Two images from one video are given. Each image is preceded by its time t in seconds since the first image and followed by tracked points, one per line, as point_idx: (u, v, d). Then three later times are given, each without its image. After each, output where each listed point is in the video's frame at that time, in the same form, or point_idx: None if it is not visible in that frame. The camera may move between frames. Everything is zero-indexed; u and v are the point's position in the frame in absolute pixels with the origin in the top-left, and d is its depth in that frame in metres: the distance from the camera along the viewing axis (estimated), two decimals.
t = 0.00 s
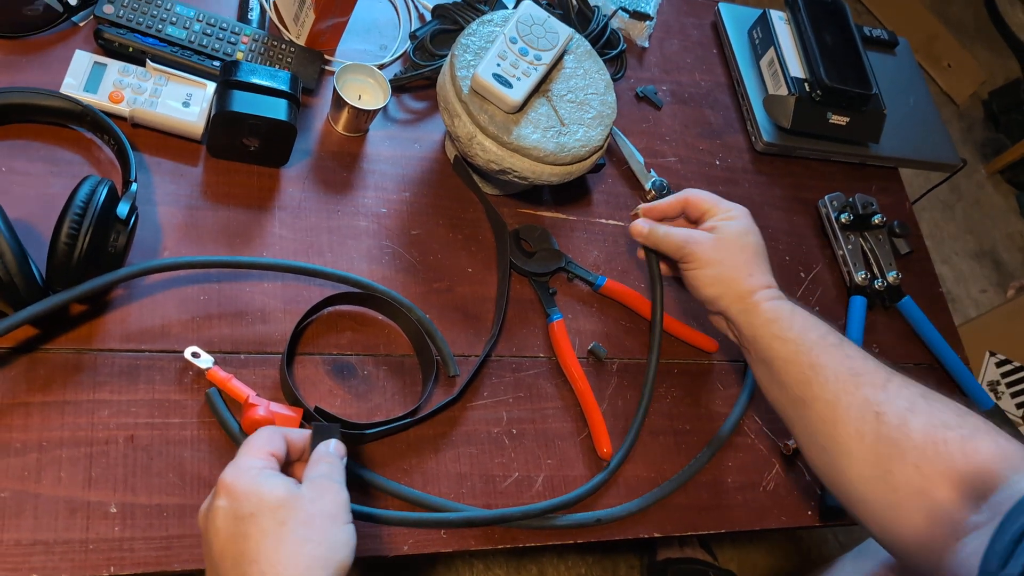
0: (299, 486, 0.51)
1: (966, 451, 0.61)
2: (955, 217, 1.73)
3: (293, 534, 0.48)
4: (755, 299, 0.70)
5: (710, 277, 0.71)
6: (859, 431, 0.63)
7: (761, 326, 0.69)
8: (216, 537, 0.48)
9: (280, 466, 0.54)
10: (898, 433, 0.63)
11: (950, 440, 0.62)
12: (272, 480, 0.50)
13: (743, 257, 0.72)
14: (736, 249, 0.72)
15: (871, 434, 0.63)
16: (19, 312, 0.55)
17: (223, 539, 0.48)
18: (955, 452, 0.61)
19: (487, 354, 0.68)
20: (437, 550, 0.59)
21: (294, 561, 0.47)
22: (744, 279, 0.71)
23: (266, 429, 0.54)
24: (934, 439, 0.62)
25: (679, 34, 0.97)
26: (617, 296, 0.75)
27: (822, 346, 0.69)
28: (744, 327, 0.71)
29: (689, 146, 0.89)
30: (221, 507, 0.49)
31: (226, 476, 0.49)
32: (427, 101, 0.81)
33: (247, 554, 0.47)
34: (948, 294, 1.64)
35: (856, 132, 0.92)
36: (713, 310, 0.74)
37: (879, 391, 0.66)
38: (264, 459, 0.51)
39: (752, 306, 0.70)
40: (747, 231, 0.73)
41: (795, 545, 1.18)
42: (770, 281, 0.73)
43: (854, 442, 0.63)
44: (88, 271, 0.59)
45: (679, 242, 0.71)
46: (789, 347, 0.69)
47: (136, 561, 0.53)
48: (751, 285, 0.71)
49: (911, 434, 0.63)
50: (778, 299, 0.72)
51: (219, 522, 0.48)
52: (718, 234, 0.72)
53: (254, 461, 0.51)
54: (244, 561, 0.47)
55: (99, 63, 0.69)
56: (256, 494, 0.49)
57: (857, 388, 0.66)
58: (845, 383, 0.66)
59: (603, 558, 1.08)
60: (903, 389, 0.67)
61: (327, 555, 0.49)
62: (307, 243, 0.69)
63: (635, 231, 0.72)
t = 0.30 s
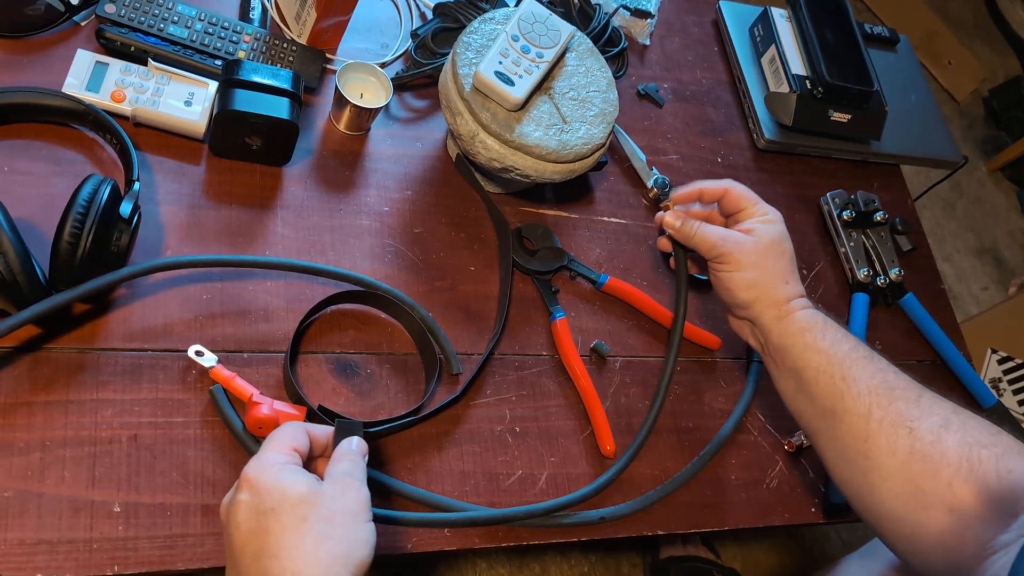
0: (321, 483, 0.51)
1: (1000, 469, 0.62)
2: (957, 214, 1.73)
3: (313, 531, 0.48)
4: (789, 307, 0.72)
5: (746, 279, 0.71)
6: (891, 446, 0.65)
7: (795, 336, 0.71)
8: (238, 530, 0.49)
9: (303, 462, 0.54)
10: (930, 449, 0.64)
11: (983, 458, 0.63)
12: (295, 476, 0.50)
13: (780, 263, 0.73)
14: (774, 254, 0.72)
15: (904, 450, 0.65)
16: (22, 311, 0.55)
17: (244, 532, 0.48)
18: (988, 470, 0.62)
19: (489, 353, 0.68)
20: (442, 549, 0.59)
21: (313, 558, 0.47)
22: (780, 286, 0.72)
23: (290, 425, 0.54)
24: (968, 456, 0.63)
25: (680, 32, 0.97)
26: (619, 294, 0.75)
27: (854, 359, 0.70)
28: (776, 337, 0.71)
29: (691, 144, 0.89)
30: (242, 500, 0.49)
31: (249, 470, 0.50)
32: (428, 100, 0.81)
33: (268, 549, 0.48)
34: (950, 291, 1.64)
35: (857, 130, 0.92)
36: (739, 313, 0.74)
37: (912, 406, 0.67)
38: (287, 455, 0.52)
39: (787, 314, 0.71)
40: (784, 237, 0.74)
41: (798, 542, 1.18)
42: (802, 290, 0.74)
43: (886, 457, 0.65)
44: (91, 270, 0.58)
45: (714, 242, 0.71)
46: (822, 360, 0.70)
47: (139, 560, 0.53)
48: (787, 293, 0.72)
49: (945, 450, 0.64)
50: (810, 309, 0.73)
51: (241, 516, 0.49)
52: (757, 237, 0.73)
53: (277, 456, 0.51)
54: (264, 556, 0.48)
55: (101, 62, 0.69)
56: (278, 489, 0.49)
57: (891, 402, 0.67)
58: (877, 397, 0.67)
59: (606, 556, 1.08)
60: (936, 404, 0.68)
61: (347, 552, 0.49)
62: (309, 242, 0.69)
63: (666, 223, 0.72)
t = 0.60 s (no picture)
0: (320, 481, 0.51)
1: (1004, 469, 0.61)
2: (957, 212, 1.73)
3: (313, 529, 0.48)
4: (791, 310, 0.71)
5: (746, 284, 0.71)
6: (894, 446, 0.65)
7: (797, 338, 0.70)
8: (237, 528, 0.48)
9: (302, 460, 0.54)
10: (933, 449, 0.64)
11: (988, 457, 0.63)
12: (293, 474, 0.50)
13: (781, 267, 0.72)
14: (775, 258, 0.71)
15: (906, 449, 0.65)
16: (19, 311, 0.55)
17: (244, 531, 0.48)
18: (992, 470, 0.62)
19: (488, 352, 0.68)
20: (441, 549, 0.59)
21: (313, 557, 0.47)
22: (781, 290, 0.71)
23: (290, 422, 0.54)
24: (972, 456, 0.63)
25: (679, 30, 0.97)
26: (619, 293, 0.75)
27: (858, 358, 0.70)
28: (778, 338, 0.71)
29: (690, 142, 0.89)
30: (241, 499, 0.49)
31: (248, 468, 0.50)
32: (427, 98, 0.81)
33: (267, 547, 0.47)
34: (950, 290, 1.64)
35: (857, 128, 0.92)
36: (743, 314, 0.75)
37: (916, 406, 0.67)
38: (287, 453, 0.51)
39: (789, 317, 0.71)
40: (788, 238, 0.72)
41: (799, 542, 1.18)
42: (807, 290, 0.73)
43: (888, 457, 0.65)
44: (88, 270, 0.58)
45: (714, 245, 0.71)
46: (825, 360, 0.69)
47: (137, 560, 0.53)
48: (789, 296, 0.71)
49: (948, 450, 0.64)
50: (815, 309, 0.72)
51: (240, 514, 0.48)
52: (758, 240, 0.72)
53: (277, 454, 0.51)
54: (264, 554, 0.47)
55: (98, 62, 0.69)
56: (277, 487, 0.49)
57: (894, 402, 0.67)
58: (880, 397, 0.67)
59: (606, 556, 1.08)
60: (940, 403, 0.68)
61: (347, 551, 0.49)
62: (308, 242, 0.68)
63: (670, 221, 0.71)
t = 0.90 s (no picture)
0: (317, 480, 0.51)
1: (998, 466, 0.61)
2: (958, 211, 1.72)
3: (308, 529, 0.48)
4: (784, 312, 0.70)
5: (738, 285, 0.71)
6: (887, 445, 0.65)
7: (790, 339, 0.70)
8: (231, 528, 0.48)
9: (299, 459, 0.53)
10: (926, 447, 0.64)
11: (982, 454, 0.62)
12: (289, 473, 0.49)
13: (776, 269, 0.71)
14: (771, 260, 0.71)
15: (900, 448, 0.64)
16: (14, 310, 0.54)
17: (238, 531, 0.48)
18: (987, 467, 0.61)
19: (488, 351, 0.67)
20: (441, 549, 0.59)
21: (308, 557, 0.47)
22: (774, 292, 0.71)
23: (286, 421, 0.53)
24: (966, 454, 0.62)
25: (679, 27, 0.96)
26: (619, 291, 0.74)
27: (851, 357, 0.70)
28: (773, 339, 0.71)
29: (690, 139, 0.88)
30: (237, 498, 0.48)
31: (244, 467, 0.49)
32: (426, 95, 0.80)
33: (262, 548, 0.47)
34: (952, 288, 1.63)
35: (858, 125, 0.91)
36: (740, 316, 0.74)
37: (910, 405, 0.67)
38: (283, 452, 0.51)
39: (780, 319, 0.70)
40: (785, 241, 0.72)
41: (800, 541, 1.17)
42: (803, 291, 0.73)
43: (882, 456, 0.64)
44: (84, 268, 0.58)
45: (707, 245, 0.71)
46: (818, 360, 0.69)
47: (133, 561, 0.52)
48: (781, 299, 0.71)
49: (942, 448, 0.63)
50: (813, 310, 0.72)
51: (235, 514, 0.48)
52: (753, 242, 0.71)
53: (274, 453, 0.50)
54: (258, 555, 0.47)
55: (94, 58, 0.68)
56: (272, 487, 0.48)
57: (887, 401, 0.67)
58: (874, 396, 0.67)
59: (607, 556, 1.08)
60: (934, 400, 0.67)
61: (343, 551, 0.48)
62: (306, 239, 0.68)
63: (666, 218, 0.72)
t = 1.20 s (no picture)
0: (319, 480, 0.50)
1: (1003, 462, 0.61)
2: (959, 210, 1.72)
3: (310, 528, 0.47)
4: (783, 312, 0.70)
5: (736, 288, 0.71)
6: (891, 441, 0.64)
7: (791, 338, 0.70)
8: (233, 527, 0.47)
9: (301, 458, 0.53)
10: (930, 443, 0.63)
11: (986, 450, 0.62)
12: (291, 473, 0.49)
13: (771, 268, 0.70)
14: (765, 261, 0.70)
15: (903, 444, 0.64)
16: (12, 309, 0.54)
17: (240, 530, 0.47)
18: (991, 463, 0.61)
19: (489, 351, 0.67)
20: (442, 550, 0.58)
21: (310, 556, 0.46)
22: (772, 291, 0.70)
23: (288, 420, 0.53)
24: (970, 450, 0.62)
25: (681, 26, 0.96)
26: (620, 290, 0.74)
27: (853, 354, 0.69)
28: (775, 338, 0.71)
29: (692, 138, 0.88)
30: (239, 497, 0.48)
31: (245, 466, 0.49)
32: (426, 94, 0.80)
33: (263, 547, 0.47)
34: (954, 288, 1.63)
35: (860, 123, 0.91)
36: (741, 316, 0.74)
37: (914, 400, 0.66)
38: (285, 451, 0.51)
39: (781, 318, 0.70)
40: (778, 238, 0.71)
41: (801, 542, 1.17)
42: (804, 287, 0.72)
43: (886, 452, 0.64)
44: (83, 268, 0.57)
45: (704, 249, 0.71)
46: (820, 357, 0.69)
47: (133, 562, 0.52)
48: (780, 297, 0.70)
49: (947, 444, 0.63)
50: (816, 305, 0.72)
51: (237, 513, 0.48)
52: (745, 244, 0.70)
53: (274, 452, 0.50)
54: (260, 554, 0.47)
55: (93, 57, 0.68)
56: (274, 486, 0.48)
57: (891, 397, 0.66)
58: (878, 393, 0.67)
59: (608, 556, 1.07)
60: (939, 396, 0.67)
61: (345, 550, 0.48)
62: (306, 239, 0.68)
63: (664, 221, 0.73)
